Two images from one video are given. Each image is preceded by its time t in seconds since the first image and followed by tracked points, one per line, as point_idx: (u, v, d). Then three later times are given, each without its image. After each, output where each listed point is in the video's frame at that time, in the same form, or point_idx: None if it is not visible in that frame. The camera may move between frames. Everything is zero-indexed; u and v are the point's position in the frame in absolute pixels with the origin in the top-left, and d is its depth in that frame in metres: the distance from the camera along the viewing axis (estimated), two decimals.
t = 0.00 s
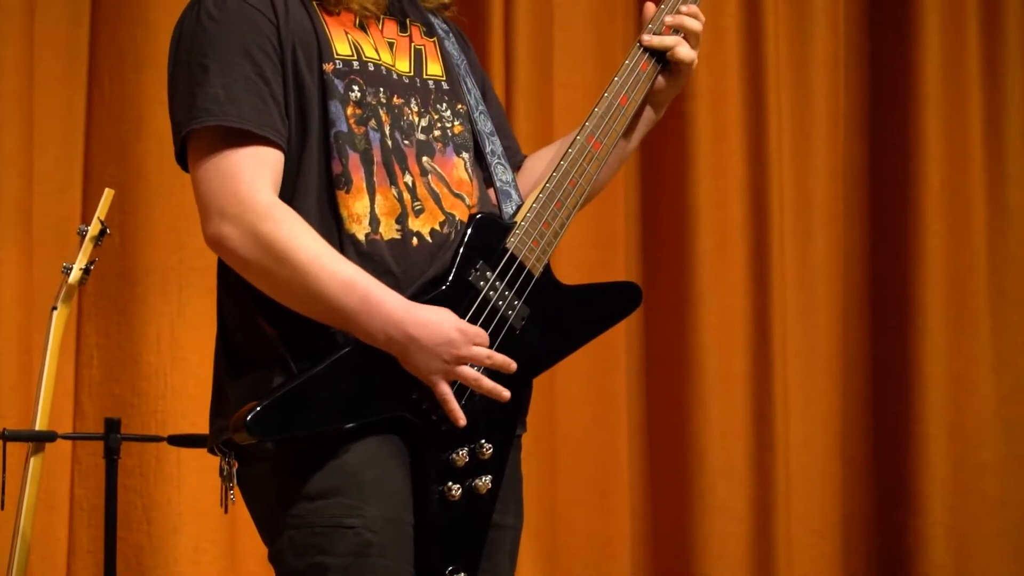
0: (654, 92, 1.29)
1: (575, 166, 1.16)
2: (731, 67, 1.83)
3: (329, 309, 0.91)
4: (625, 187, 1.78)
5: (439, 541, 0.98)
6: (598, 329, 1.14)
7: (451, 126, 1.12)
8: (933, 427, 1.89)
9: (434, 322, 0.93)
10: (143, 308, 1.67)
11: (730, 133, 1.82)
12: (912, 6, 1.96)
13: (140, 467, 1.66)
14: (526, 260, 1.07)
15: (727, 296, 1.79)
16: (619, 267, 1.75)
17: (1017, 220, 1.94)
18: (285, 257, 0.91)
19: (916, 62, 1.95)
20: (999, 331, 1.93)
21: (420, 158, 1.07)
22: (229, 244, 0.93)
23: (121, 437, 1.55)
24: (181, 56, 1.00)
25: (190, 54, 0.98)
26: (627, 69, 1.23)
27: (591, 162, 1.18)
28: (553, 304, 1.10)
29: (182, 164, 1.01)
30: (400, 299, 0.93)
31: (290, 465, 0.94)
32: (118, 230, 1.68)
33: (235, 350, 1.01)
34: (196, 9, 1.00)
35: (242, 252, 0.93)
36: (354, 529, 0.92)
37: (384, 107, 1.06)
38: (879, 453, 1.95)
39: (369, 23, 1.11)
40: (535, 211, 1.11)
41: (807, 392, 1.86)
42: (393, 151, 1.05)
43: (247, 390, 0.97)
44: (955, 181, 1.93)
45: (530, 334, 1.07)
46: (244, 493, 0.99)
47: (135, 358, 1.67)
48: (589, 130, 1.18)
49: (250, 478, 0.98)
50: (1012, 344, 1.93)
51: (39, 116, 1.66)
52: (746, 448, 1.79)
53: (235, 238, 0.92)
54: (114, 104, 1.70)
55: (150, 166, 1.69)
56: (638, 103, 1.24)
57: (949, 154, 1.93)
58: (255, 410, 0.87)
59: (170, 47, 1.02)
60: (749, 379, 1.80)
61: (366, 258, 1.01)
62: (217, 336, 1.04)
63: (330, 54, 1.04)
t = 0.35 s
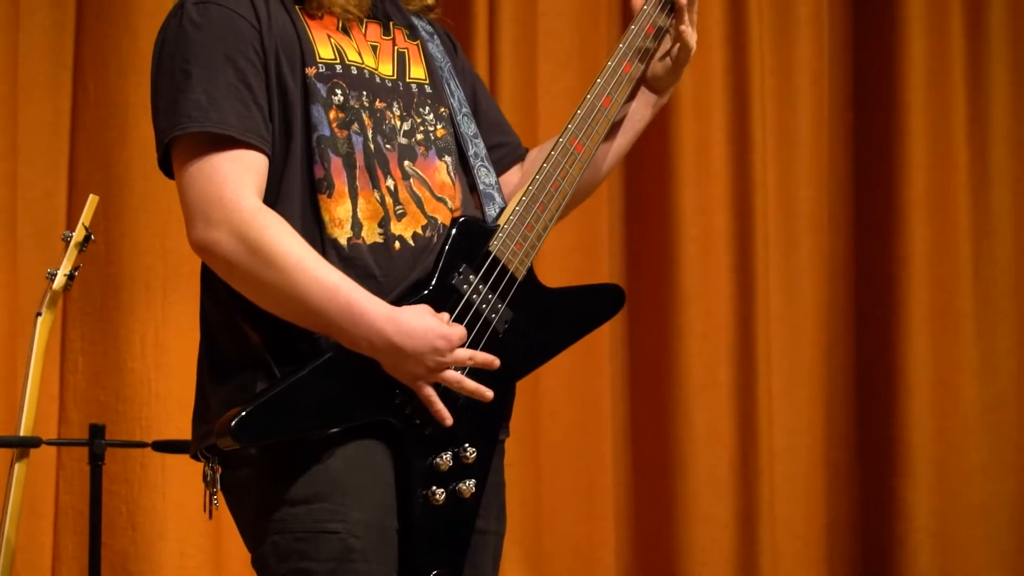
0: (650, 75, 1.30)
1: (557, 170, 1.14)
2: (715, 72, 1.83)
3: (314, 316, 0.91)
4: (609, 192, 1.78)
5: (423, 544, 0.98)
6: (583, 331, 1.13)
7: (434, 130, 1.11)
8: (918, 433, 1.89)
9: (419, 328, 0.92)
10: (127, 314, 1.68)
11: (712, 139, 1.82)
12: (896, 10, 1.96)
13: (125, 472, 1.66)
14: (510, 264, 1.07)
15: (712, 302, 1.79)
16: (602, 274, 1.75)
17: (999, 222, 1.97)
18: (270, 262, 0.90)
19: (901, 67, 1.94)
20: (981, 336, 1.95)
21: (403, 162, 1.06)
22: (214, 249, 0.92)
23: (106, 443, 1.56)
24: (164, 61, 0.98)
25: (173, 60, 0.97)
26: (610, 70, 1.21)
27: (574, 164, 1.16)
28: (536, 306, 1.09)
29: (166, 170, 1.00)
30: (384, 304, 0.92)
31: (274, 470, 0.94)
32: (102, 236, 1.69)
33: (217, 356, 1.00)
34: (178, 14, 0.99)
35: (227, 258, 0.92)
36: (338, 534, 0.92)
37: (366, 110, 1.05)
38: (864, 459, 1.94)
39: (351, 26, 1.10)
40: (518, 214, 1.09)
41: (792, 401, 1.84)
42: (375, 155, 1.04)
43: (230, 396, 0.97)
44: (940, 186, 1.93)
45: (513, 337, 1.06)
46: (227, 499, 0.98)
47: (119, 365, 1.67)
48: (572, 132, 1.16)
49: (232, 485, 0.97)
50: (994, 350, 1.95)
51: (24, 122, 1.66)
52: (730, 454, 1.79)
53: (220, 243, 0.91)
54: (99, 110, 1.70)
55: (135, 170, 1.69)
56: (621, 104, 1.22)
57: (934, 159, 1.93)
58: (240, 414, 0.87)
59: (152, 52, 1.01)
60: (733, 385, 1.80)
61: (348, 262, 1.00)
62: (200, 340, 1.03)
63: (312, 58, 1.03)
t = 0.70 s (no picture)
0: (646, 70, 1.30)
1: (547, 181, 1.13)
2: (708, 78, 1.83)
3: (311, 321, 0.90)
4: (602, 198, 1.78)
5: (416, 550, 0.98)
6: (573, 341, 1.12)
7: (427, 137, 1.11)
8: (912, 439, 1.89)
9: (415, 334, 0.92)
10: (121, 319, 1.68)
11: (706, 145, 1.82)
12: (889, 15, 1.95)
13: (118, 478, 1.66)
14: (501, 272, 1.06)
15: (705, 309, 1.80)
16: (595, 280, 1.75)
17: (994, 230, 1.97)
18: (266, 267, 0.90)
19: (895, 73, 1.94)
20: (975, 342, 1.95)
21: (396, 169, 1.06)
22: (209, 254, 0.92)
23: (100, 449, 1.55)
24: (158, 67, 0.98)
25: (168, 65, 0.97)
26: (598, 83, 1.21)
27: (563, 175, 1.16)
28: (529, 315, 1.08)
29: (158, 176, 0.99)
30: (381, 311, 0.92)
31: (269, 476, 0.94)
32: (95, 241, 1.68)
33: (211, 360, 1.00)
34: (172, 20, 0.99)
35: (222, 263, 0.92)
36: (331, 541, 0.92)
37: (360, 118, 1.05)
38: (859, 466, 1.94)
39: (345, 34, 1.10)
40: (508, 223, 1.08)
41: (786, 403, 1.85)
42: (369, 163, 1.04)
43: (224, 401, 0.97)
44: (934, 193, 1.93)
45: (505, 347, 1.05)
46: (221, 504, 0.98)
47: (113, 370, 1.66)
48: (561, 143, 1.16)
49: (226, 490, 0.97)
50: (988, 356, 1.95)
51: (17, 126, 1.66)
52: (723, 460, 1.79)
53: (216, 248, 0.91)
54: (92, 116, 1.69)
55: (129, 176, 1.69)
56: (609, 117, 1.22)
57: (928, 165, 1.93)
58: (235, 420, 0.87)
59: (145, 58, 1.00)
60: (726, 391, 1.80)
61: (342, 270, 1.00)
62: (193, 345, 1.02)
63: (306, 65, 1.03)
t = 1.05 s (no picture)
0: (633, 81, 1.30)
1: (537, 188, 1.13)
2: (703, 84, 1.83)
3: (302, 330, 0.90)
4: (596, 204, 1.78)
5: (412, 557, 0.97)
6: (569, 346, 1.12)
7: (420, 144, 1.11)
8: (905, 445, 1.89)
9: (406, 341, 0.91)
10: (115, 324, 1.67)
11: (700, 151, 1.82)
12: (884, 21, 1.95)
13: (112, 483, 1.66)
14: (493, 280, 1.06)
15: (699, 313, 1.80)
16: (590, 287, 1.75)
17: (987, 240, 1.97)
18: (258, 277, 0.90)
19: (889, 79, 1.94)
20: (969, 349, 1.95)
21: (390, 177, 1.06)
22: (201, 264, 0.92)
23: (93, 454, 1.55)
24: (152, 74, 0.97)
25: (161, 73, 0.96)
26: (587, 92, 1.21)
27: (553, 183, 1.16)
28: (521, 321, 1.08)
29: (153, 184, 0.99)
30: (372, 318, 0.91)
31: (266, 482, 0.93)
32: (89, 246, 1.68)
33: (207, 366, 0.99)
34: (167, 27, 0.98)
35: (213, 272, 0.91)
36: (329, 548, 0.92)
37: (354, 126, 1.04)
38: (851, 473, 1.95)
39: (340, 42, 1.09)
40: (500, 230, 1.09)
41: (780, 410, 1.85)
42: (363, 171, 1.04)
43: (218, 410, 0.96)
44: (927, 199, 1.93)
45: (497, 353, 1.05)
46: (216, 511, 0.98)
47: (108, 376, 1.66)
48: (551, 150, 1.16)
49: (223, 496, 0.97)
50: (981, 364, 1.95)
51: (11, 131, 1.66)
52: (716, 466, 1.79)
53: (206, 257, 0.91)
54: (86, 120, 1.69)
55: (122, 182, 1.69)
56: (598, 125, 1.22)
57: (921, 171, 1.93)
58: (230, 426, 0.86)
59: (139, 65, 1.00)
60: (719, 397, 1.81)
61: (337, 278, 0.99)
62: (186, 352, 1.02)
63: (301, 73, 1.02)
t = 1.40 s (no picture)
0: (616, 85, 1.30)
1: (523, 193, 1.13)
2: (694, 89, 1.83)
3: (290, 338, 0.90)
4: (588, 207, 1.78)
5: (408, 560, 0.97)
6: (563, 348, 1.11)
7: (406, 153, 1.10)
8: (898, 450, 1.89)
9: (395, 349, 0.91)
10: (107, 328, 1.67)
11: (692, 155, 1.81)
12: (876, 26, 1.95)
13: (105, 487, 1.66)
14: (481, 284, 1.06)
15: (691, 316, 1.80)
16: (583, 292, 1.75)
17: (980, 243, 1.98)
18: (246, 284, 0.89)
19: (882, 82, 1.94)
20: (962, 353, 1.95)
21: (376, 187, 1.05)
22: (188, 272, 0.91)
23: (85, 457, 1.55)
24: (136, 84, 0.97)
25: (147, 83, 0.96)
26: (571, 97, 1.21)
27: (540, 187, 1.16)
28: (512, 325, 1.07)
29: (139, 195, 0.99)
30: (361, 325, 0.91)
31: (258, 488, 0.93)
32: (82, 250, 1.68)
33: (199, 377, 0.99)
34: (151, 37, 0.98)
35: (202, 281, 0.91)
36: (324, 551, 0.91)
37: (339, 136, 1.04)
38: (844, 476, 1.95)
39: (324, 54, 1.09)
40: (487, 234, 1.09)
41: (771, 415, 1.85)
42: (349, 181, 1.03)
43: (210, 419, 0.96)
44: (920, 203, 1.93)
45: (488, 357, 1.05)
46: (213, 519, 0.98)
47: (100, 380, 1.66)
48: (536, 155, 1.16)
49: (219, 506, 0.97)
50: (974, 367, 1.95)
51: (4, 134, 1.64)
52: (709, 470, 1.79)
53: (193, 265, 0.90)
54: (79, 124, 1.69)
55: (115, 186, 1.68)
56: (583, 130, 1.22)
57: (914, 175, 1.93)
58: (219, 431, 0.87)
59: (124, 75, 0.99)
60: (712, 402, 1.81)
61: (326, 288, 0.99)
62: (179, 362, 1.02)
63: (285, 84, 1.02)
